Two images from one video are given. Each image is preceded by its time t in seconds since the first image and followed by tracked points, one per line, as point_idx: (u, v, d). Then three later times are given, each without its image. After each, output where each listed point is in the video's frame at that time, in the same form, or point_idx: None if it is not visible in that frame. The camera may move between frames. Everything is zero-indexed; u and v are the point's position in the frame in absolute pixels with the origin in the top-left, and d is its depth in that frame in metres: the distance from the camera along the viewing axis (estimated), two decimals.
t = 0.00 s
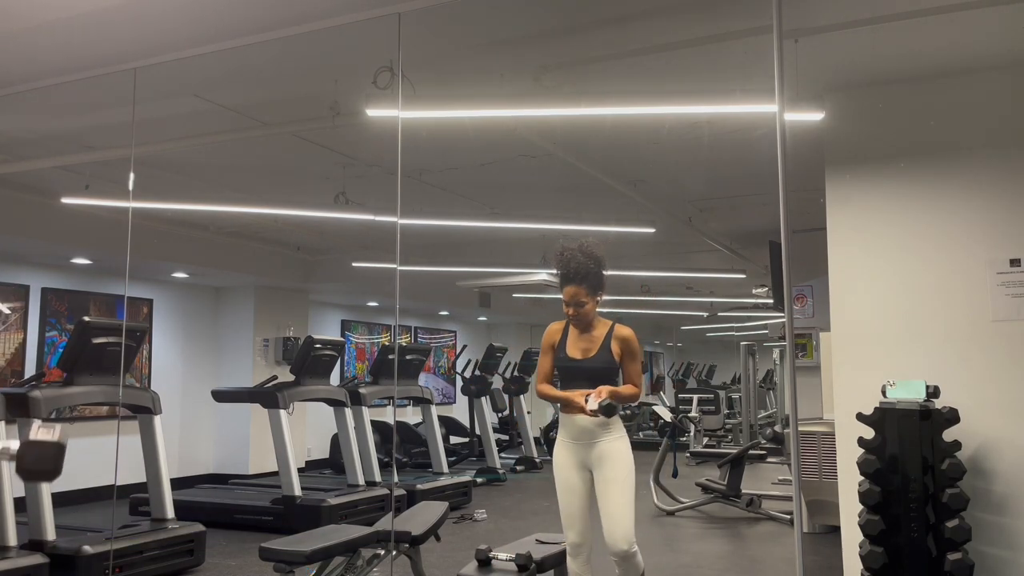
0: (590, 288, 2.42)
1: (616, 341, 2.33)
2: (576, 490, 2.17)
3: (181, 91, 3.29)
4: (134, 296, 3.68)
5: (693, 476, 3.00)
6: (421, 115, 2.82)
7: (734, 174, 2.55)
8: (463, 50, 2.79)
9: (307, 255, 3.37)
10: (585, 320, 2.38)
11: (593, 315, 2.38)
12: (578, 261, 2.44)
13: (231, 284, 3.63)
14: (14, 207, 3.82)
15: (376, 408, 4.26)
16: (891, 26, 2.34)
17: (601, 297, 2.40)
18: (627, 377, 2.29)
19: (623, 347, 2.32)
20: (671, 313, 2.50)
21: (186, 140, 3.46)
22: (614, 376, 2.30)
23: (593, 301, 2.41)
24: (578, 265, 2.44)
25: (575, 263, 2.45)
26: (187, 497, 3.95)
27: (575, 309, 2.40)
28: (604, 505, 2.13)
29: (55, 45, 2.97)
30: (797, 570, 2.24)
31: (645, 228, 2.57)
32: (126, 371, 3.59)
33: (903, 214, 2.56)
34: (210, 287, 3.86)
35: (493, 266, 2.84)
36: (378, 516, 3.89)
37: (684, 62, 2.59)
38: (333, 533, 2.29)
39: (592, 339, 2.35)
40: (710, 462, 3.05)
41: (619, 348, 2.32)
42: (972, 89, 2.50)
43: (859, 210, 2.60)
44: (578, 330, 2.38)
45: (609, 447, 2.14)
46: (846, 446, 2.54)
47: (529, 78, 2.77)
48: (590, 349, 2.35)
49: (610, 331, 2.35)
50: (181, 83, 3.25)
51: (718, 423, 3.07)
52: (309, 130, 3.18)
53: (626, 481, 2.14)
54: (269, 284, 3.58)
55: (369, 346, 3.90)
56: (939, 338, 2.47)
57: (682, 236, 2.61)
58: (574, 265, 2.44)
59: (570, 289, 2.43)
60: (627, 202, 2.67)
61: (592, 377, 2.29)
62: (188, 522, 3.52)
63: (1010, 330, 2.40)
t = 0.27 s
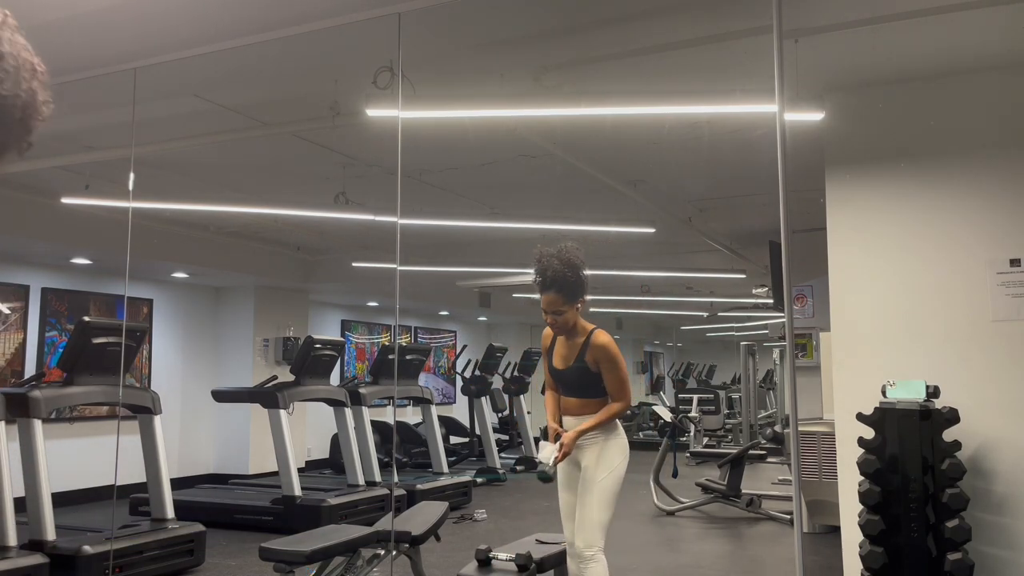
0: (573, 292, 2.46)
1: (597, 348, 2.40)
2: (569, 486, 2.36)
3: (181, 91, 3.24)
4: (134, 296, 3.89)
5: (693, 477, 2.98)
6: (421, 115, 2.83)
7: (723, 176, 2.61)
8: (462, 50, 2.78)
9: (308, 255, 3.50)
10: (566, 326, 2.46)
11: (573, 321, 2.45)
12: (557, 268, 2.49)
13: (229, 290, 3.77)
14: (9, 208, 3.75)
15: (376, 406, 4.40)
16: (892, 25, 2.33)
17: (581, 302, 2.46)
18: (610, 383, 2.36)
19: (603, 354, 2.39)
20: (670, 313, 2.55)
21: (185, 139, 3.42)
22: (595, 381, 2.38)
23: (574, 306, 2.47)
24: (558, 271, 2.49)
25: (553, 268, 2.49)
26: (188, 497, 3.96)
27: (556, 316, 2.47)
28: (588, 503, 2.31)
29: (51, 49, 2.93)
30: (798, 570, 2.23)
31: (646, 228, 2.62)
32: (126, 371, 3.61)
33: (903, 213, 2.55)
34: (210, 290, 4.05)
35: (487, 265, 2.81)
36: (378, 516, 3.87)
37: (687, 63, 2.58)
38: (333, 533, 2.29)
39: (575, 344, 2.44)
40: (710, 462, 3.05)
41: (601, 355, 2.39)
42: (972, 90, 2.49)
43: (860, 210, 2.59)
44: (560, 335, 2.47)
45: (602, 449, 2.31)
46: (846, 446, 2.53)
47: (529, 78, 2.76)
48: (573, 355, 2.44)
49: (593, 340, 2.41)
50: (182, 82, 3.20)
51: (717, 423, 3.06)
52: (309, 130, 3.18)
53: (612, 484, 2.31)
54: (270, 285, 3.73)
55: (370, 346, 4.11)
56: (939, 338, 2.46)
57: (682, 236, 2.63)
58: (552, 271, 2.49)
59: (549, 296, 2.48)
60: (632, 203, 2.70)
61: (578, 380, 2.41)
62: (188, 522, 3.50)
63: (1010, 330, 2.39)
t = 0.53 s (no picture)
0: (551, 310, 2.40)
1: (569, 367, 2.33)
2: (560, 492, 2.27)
3: (180, 91, 3.09)
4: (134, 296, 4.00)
5: (694, 477, 3.08)
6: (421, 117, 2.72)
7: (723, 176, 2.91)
8: (465, 50, 2.64)
9: (308, 255, 3.94)
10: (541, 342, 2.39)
11: (548, 338, 2.38)
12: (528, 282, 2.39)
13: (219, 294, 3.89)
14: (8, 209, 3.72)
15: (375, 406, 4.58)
16: (891, 26, 2.30)
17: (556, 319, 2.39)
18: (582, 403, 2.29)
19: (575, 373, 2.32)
20: (670, 313, 2.53)
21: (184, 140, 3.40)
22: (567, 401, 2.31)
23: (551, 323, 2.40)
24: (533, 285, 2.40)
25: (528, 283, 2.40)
26: (189, 497, 3.98)
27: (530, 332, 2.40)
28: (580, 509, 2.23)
29: (33, 54, 2.83)
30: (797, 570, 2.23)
31: (646, 228, 2.79)
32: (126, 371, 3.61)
33: (903, 213, 2.53)
34: (210, 290, 4.22)
35: (483, 265, 2.80)
36: (378, 516, 3.85)
37: (682, 64, 2.54)
38: (333, 533, 2.29)
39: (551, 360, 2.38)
40: (711, 462, 3.14)
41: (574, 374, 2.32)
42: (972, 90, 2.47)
43: (860, 209, 2.58)
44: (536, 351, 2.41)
45: (594, 454, 2.24)
46: (846, 446, 2.53)
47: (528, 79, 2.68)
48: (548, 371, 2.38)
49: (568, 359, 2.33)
50: (181, 84, 3.05)
51: (717, 424, 3.07)
52: (308, 130, 3.17)
53: (606, 488, 2.25)
54: (269, 286, 4.10)
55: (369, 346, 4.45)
56: (939, 338, 2.43)
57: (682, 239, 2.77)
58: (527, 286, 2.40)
59: (523, 312, 2.41)
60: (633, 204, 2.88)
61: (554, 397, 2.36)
62: (188, 522, 3.48)
63: (1010, 330, 2.36)
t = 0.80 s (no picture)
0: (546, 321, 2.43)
1: (557, 383, 2.29)
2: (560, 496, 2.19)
3: (179, 90, 3.08)
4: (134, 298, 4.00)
5: (693, 476, 3.32)
6: (421, 116, 2.74)
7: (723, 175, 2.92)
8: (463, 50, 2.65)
9: (307, 255, 3.99)
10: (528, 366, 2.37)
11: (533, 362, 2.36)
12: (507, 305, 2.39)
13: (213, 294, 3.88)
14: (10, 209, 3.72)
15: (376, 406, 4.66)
16: (891, 26, 2.30)
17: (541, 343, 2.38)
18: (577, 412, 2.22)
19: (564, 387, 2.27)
20: (670, 313, 2.54)
21: (185, 140, 3.42)
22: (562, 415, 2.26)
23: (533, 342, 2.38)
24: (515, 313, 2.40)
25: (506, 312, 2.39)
26: (189, 497, 3.99)
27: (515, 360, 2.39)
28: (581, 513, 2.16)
29: (32, 54, 2.82)
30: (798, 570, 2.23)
31: (646, 228, 2.82)
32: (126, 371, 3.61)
33: (904, 213, 2.53)
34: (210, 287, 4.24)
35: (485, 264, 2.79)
36: (378, 516, 3.85)
37: (683, 64, 2.53)
38: (333, 533, 2.29)
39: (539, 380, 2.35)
40: (710, 461, 3.25)
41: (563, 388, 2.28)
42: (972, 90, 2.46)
43: (859, 210, 2.58)
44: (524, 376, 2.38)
45: (595, 455, 2.17)
46: (846, 446, 2.53)
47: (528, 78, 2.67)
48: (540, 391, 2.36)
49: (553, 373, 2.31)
50: (180, 83, 3.04)
51: (717, 423, 3.24)
52: (308, 130, 3.17)
53: (608, 490, 2.18)
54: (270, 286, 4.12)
55: (369, 347, 4.63)
56: (939, 338, 2.43)
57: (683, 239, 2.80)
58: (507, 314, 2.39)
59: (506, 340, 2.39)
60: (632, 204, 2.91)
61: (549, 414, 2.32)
62: (187, 522, 3.47)
63: (1009, 331, 2.36)
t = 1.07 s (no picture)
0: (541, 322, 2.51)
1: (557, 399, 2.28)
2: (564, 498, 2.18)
3: (179, 90, 3.09)
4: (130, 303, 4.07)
5: (693, 476, 3.37)
6: (421, 115, 2.76)
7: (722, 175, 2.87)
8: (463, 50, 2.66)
9: (307, 255, 4.04)
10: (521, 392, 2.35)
11: (527, 386, 2.34)
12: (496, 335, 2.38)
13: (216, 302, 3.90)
14: (10, 209, 3.71)
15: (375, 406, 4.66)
16: (891, 26, 2.29)
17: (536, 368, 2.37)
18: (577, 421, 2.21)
19: (563, 402, 2.25)
20: (670, 313, 2.52)
21: (185, 140, 3.42)
22: (563, 430, 2.22)
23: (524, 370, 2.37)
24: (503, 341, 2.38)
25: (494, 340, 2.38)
26: (191, 497, 4.01)
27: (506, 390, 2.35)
28: (587, 514, 2.16)
29: (32, 54, 2.81)
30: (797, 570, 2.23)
31: (646, 229, 2.86)
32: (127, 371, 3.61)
33: (904, 213, 2.52)
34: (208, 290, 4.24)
35: (488, 265, 2.85)
36: (378, 516, 3.85)
37: (683, 63, 2.52)
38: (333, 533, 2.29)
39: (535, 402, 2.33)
40: (711, 462, 3.26)
41: (563, 403, 2.26)
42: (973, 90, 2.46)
43: (859, 210, 2.58)
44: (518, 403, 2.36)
45: (598, 456, 2.17)
46: (846, 446, 2.53)
47: (528, 77, 2.67)
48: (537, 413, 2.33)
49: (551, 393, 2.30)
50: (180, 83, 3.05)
51: (717, 423, 3.27)
52: (308, 130, 3.17)
53: (612, 489, 2.18)
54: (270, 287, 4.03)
55: (369, 347, 4.61)
56: (939, 338, 2.43)
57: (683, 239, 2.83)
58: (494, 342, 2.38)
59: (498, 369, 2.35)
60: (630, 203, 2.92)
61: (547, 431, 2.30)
62: (187, 522, 3.47)
63: (1009, 331, 2.36)
